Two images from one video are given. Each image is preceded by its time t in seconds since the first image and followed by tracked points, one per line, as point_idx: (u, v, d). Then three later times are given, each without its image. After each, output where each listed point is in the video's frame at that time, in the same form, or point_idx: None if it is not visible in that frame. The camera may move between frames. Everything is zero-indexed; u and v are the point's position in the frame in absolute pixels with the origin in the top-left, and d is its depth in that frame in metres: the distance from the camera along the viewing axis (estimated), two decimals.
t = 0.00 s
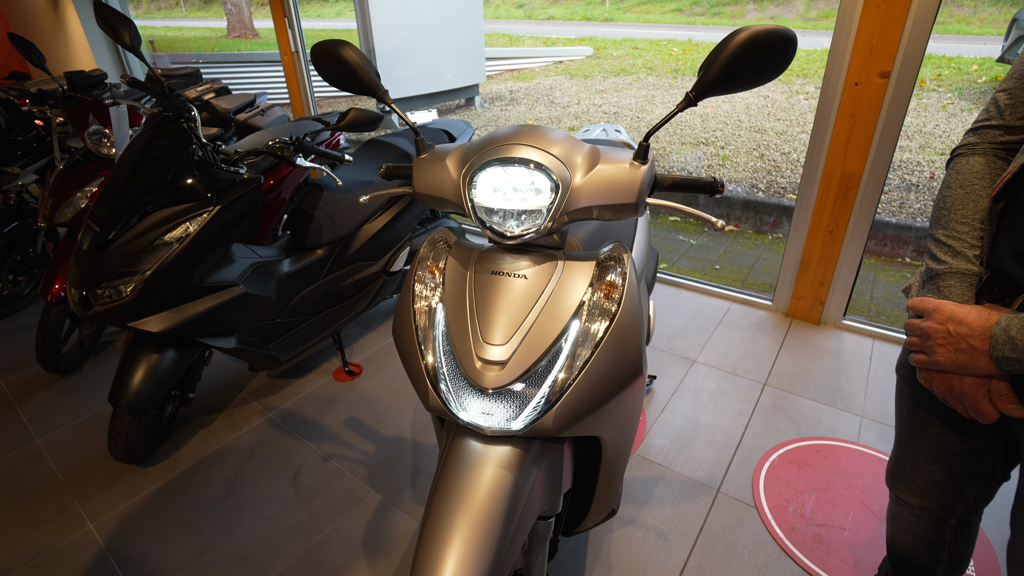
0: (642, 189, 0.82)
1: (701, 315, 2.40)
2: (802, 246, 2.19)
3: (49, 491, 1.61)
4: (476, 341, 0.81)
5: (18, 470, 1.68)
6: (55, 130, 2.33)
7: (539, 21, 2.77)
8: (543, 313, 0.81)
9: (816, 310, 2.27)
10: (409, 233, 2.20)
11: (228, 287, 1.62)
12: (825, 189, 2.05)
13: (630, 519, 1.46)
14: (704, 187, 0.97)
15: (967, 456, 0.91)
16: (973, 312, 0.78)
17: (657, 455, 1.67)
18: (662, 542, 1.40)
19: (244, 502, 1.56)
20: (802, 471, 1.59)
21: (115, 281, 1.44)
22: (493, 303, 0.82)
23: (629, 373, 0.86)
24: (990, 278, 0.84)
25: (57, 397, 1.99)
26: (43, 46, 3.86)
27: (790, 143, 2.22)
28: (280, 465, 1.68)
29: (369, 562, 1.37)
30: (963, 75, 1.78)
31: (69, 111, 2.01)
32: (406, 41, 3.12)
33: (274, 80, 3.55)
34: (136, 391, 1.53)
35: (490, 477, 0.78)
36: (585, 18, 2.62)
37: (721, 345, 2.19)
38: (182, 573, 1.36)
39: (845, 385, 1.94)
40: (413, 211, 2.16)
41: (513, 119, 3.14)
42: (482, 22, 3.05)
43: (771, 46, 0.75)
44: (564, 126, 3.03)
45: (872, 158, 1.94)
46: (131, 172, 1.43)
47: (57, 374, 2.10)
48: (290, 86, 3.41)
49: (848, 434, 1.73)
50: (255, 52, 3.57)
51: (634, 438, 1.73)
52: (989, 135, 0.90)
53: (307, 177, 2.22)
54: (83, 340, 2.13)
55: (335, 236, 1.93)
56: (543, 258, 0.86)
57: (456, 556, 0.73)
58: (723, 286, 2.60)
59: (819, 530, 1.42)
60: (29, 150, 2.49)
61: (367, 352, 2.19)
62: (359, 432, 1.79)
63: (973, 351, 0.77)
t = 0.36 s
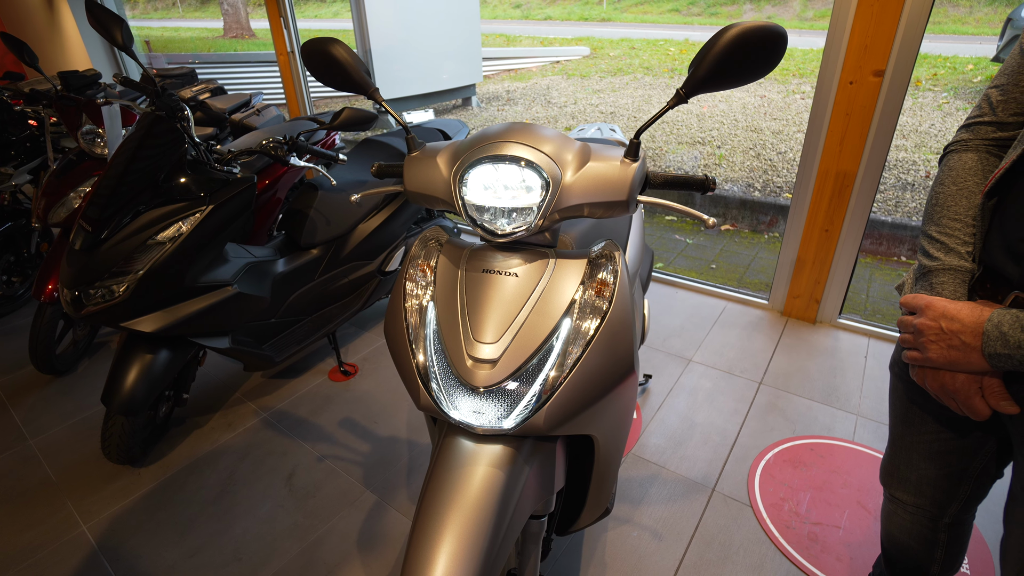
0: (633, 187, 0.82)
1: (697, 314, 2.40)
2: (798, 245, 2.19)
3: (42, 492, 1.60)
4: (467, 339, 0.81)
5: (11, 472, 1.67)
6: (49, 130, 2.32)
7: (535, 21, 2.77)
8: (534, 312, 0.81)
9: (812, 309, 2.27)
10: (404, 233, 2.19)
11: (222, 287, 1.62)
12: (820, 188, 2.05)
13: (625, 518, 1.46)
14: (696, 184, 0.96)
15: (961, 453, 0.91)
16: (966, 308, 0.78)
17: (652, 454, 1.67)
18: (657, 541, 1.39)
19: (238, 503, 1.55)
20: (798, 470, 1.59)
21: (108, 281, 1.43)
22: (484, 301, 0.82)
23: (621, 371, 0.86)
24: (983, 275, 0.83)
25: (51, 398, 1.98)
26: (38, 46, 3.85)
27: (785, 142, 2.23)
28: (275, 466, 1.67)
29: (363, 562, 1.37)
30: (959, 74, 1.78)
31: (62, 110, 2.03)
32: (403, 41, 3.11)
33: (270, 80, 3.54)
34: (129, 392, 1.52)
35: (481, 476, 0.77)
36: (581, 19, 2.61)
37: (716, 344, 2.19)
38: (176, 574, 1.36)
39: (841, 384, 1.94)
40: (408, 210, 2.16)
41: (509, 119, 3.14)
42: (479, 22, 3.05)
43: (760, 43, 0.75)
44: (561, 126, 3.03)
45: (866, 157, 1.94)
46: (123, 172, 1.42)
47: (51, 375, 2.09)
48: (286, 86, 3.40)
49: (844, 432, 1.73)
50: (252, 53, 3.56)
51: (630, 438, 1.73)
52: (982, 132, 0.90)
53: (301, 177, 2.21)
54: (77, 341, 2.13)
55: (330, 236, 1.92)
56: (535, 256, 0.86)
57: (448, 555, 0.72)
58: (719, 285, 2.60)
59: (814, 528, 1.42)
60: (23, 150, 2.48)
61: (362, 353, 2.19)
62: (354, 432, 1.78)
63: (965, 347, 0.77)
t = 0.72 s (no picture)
0: (634, 187, 0.83)
1: (697, 314, 2.41)
2: (797, 245, 2.20)
3: (43, 492, 1.60)
4: (470, 338, 0.81)
5: (12, 473, 1.68)
6: (48, 130, 2.32)
7: (535, 22, 2.77)
8: (536, 311, 0.81)
9: (811, 308, 2.27)
10: (404, 233, 2.20)
11: (223, 287, 1.62)
12: (819, 188, 2.06)
13: (626, 517, 1.47)
14: (696, 184, 0.97)
15: (961, 451, 0.92)
16: (967, 307, 0.79)
17: (653, 453, 1.68)
18: (657, 540, 1.40)
19: (240, 502, 1.55)
20: (797, 469, 1.60)
21: (109, 281, 1.44)
22: (487, 301, 0.82)
23: (622, 370, 0.86)
24: (985, 274, 0.84)
25: (51, 399, 1.98)
26: (37, 47, 3.85)
27: (784, 142, 2.23)
28: (276, 465, 1.67)
29: (365, 561, 1.37)
30: (956, 74, 1.79)
31: (63, 111, 2.06)
32: (402, 41, 3.12)
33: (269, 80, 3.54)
34: (131, 392, 1.52)
35: (484, 475, 0.78)
36: (580, 19, 2.61)
37: (716, 344, 2.20)
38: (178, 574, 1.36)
39: (840, 383, 1.95)
40: (408, 210, 2.16)
41: (509, 119, 3.14)
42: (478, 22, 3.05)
43: (761, 43, 0.76)
44: (560, 126, 3.03)
45: (865, 157, 1.95)
46: (124, 172, 1.42)
47: (51, 376, 2.09)
48: (285, 87, 3.41)
49: (843, 431, 1.74)
50: (251, 53, 3.56)
51: (630, 437, 1.74)
52: (983, 131, 0.91)
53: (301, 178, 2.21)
54: (77, 342, 2.13)
55: (330, 236, 1.93)
56: (537, 256, 0.86)
57: (451, 553, 0.73)
58: (718, 285, 2.60)
59: (813, 526, 1.42)
60: (22, 151, 2.48)
61: (363, 352, 2.19)
62: (355, 432, 1.79)
63: (967, 346, 0.78)
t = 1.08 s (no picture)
0: (628, 189, 0.84)
1: (693, 313, 2.42)
2: (792, 244, 2.22)
3: (43, 492, 1.61)
4: (467, 337, 0.83)
5: (13, 472, 1.69)
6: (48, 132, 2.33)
7: (532, 22, 2.79)
8: (532, 310, 0.83)
9: (806, 308, 2.29)
10: (403, 234, 2.21)
11: (222, 287, 1.64)
12: (814, 188, 2.07)
13: (622, 514, 1.48)
14: (690, 186, 0.99)
15: (951, 448, 0.93)
16: (956, 306, 0.80)
17: (649, 451, 1.69)
18: (654, 537, 1.42)
19: (240, 501, 1.57)
20: (792, 466, 1.62)
21: (110, 282, 1.45)
22: (484, 300, 0.84)
23: (617, 368, 0.88)
24: (974, 274, 0.86)
25: (51, 399, 1.99)
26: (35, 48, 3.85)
27: (780, 142, 2.25)
28: (276, 464, 1.69)
29: (364, 559, 1.39)
30: (951, 74, 1.81)
31: (62, 113, 2.08)
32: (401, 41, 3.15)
33: (267, 81, 3.55)
34: (131, 393, 1.53)
35: (481, 471, 0.79)
36: (578, 19, 2.61)
37: (712, 343, 2.21)
38: (179, 572, 1.37)
39: (834, 382, 1.96)
40: (406, 211, 2.18)
41: (506, 120, 3.15)
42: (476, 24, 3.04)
43: (751, 47, 0.78)
44: (558, 127, 3.05)
45: (859, 157, 1.97)
46: (125, 174, 1.44)
47: (51, 376, 2.10)
48: (284, 88, 3.42)
49: (837, 429, 1.75)
50: (249, 54, 3.57)
51: (627, 435, 1.75)
52: (975, 133, 0.92)
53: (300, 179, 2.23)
54: (77, 342, 2.14)
55: (329, 237, 1.94)
56: (533, 256, 0.88)
57: (449, 547, 0.74)
58: (714, 284, 2.62)
59: (808, 523, 1.44)
60: (22, 153, 2.48)
61: (361, 353, 2.20)
62: (354, 431, 1.80)
63: (956, 344, 0.79)
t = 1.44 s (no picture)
0: (625, 191, 0.85)
1: (691, 313, 2.44)
2: (789, 245, 2.23)
3: (44, 493, 1.62)
4: (466, 338, 0.84)
5: (14, 474, 1.69)
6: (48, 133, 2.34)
7: (531, 23, 2.80)
8: (531, 311, 0.84)
9: (803, 308, 2.31)
10: (402, 235, 2.22)
11: (223, 289, 1.65)
12: (811, 188, 2.09)
13: (621, 513, 1.49)
14: (686, 188, 1.00)
15: (947, 448, 0.95)
16: (954, 309, 0.82)
17: (648, 450, 1.71)
18: (652, 535, 1.43)
19: (240, 502, 1.57)
20: (789, 465, 1.63)
21: (111, 284, 1.46)
22: (483, 301, 0.85)
23: (615, 368, 0.89)
24: (972, 277, 0.87)
25: (52, 400, 2.00)
26: (34, 49, 3.85)
27: (778, 143, 2.26)
28: (276, 465, 1.70)
29: (365, 557, 1.40)
30: (948, 75, 1.82)
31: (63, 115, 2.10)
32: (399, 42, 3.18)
33: (267, 83, 3.56)
34: (132, 394, 1.54)
35: (480, 470, 0.80)
36: (576, 19, 2.63)
37: (710, 343, 2.23)
38: (179, 573, 1.38)
39: (831, 381, 1.98)
40: (405, 213, 2.18)
41: (505, 121, 3.16)
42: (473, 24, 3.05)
43: (744, 53, 0.79)
44: (556, 128, 3.06)
45: (856, 159, 1.98)
46: (126, 177, 1.44)
47: (52, 377, 2.10)
48: (283, 88, 3.43)
49: (834, 428, 1.77)
50: (248, 55, 3.58)
51: (626, 434, 1.77)
52: (972, 137, 0.93)
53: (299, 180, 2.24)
54: (77, 344, 2.15)
55: (329, 239, 1.95)
56: (531, 258, 0.89)
57: (449, 545, 0.75)
58: (712, 285, 2.63)
59: (804, 521, 1.46)
60: (22, 155, 2.48)
61: (361, 353, 2.21)
62: (354, 432, 1.81)
63: (953, 346, 0.81)
